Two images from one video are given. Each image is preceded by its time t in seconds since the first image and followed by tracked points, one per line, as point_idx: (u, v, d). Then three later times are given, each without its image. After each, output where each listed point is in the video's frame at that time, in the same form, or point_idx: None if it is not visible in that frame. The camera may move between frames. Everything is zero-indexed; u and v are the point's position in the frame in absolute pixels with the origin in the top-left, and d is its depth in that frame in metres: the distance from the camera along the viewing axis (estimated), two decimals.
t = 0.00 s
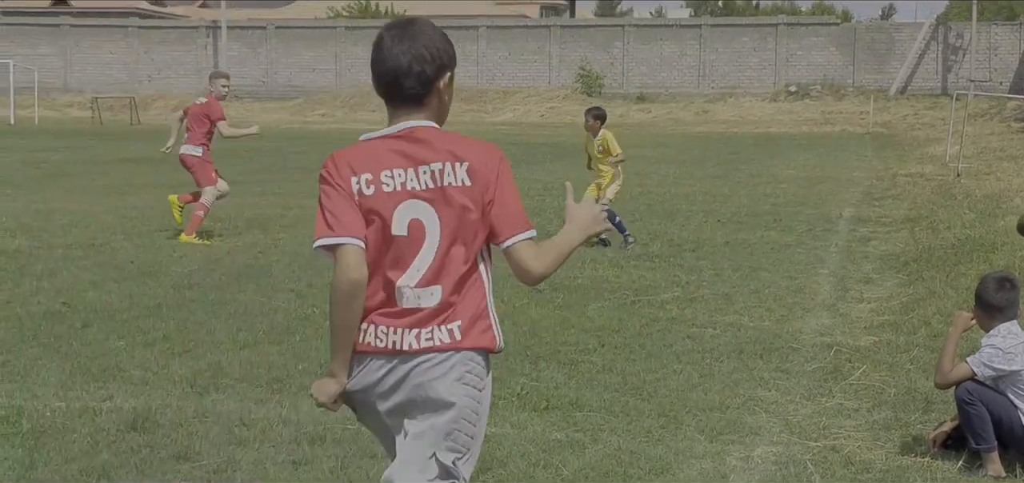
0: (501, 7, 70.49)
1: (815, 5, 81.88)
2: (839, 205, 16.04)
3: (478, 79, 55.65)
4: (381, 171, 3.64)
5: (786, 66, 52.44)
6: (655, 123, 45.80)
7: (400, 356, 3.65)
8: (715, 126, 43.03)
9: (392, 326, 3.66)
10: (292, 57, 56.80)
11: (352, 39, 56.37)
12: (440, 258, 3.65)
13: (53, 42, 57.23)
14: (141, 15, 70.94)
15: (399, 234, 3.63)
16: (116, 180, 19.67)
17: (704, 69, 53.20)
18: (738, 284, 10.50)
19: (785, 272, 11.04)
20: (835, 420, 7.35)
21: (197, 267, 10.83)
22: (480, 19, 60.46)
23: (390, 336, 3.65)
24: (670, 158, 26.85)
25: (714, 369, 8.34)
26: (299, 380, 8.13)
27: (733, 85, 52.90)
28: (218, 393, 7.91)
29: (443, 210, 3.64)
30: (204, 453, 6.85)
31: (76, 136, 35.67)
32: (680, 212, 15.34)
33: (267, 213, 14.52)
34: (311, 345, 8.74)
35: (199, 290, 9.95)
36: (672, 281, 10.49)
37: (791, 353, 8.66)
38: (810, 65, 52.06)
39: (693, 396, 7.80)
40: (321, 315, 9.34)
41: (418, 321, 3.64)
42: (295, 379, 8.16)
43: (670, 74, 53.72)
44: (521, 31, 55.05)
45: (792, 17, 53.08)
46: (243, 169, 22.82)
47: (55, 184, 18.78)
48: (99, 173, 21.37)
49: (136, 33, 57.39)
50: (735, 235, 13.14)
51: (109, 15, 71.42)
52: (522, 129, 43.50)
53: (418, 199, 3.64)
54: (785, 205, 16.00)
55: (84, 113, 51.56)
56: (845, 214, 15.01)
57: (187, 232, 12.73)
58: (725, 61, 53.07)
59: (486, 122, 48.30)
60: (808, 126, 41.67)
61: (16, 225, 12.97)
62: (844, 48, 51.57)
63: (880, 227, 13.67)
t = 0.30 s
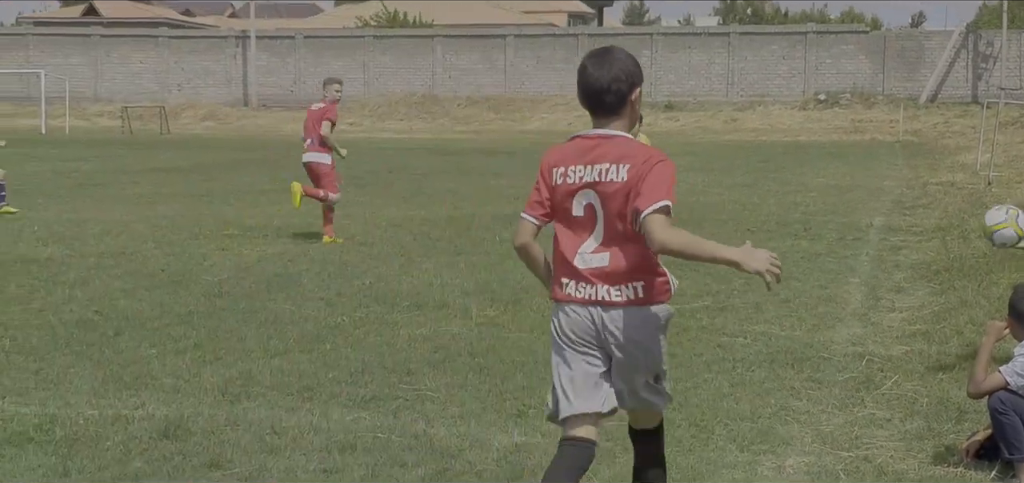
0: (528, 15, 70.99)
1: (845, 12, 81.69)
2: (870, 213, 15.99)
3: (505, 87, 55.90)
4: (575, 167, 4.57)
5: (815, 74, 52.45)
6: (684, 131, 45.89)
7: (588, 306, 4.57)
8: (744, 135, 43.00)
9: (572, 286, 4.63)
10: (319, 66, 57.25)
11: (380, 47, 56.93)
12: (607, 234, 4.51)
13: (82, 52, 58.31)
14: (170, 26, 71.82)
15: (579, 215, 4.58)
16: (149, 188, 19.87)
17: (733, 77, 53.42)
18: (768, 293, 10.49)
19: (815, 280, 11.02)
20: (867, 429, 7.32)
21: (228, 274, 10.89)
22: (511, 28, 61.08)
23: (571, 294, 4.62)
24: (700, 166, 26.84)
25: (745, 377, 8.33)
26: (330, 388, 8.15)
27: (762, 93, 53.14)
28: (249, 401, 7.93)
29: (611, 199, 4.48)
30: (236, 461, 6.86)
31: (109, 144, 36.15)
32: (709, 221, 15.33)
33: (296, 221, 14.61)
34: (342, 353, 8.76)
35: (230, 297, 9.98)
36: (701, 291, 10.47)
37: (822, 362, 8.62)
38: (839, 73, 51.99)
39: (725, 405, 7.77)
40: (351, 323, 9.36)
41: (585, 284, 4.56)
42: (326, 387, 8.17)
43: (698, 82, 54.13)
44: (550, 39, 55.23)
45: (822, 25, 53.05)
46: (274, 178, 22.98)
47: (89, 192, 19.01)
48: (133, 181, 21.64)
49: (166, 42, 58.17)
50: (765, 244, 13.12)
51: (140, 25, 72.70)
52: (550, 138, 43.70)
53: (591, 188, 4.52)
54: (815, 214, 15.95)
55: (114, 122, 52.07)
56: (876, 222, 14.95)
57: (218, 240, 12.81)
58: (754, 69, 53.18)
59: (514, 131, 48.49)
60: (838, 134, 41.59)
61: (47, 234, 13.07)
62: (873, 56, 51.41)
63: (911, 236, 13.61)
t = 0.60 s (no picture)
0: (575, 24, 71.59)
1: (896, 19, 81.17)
2: (921, 223, 15.83)
3: (551, 95, 56.37)
4: (724, 175, 5.10)
5: (864, 82, 52.37)
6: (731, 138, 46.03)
7: (742, 295, 5.04)
8: (795, 143, 42.82)
9: (724, 276, 5.09)
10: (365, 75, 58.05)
11: (426, 57, 57.77)
12: (759, 229, 5.06)
13: (132, 63, 59.12)
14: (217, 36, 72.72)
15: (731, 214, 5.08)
16: (200, 197, 20.11)
17: (782, 84, 53.13)
18: (818, 303, 10.41)
19: (865, 290, 10.94)
20: (919, 441, 7.23)
21: (276, 284, 10.95)
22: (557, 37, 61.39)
23: (722, 284, 5.09)
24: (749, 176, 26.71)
25: (794, 387, 8.26)
26: (378, 396, 8.16)
27: (810, 101, 53.07)
28: (299, 409, 7.95)
29: (765, 201, 5.05)
30: (287, 468, 6.87)
31: (163, 153, 36.74)
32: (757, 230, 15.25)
33: (343, 229, 14.69)
34: (390, 361, 8.77)
35: (279, 306, 10.04)
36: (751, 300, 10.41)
37: (872, 373, 8.54)
38: (888, 80, 51.81)
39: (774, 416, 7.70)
40: (399, 331, 9.38)
41: (743, 274, 5.04)
42: (374, 395, 8.18)
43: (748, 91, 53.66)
44: (595, 48, 55.66)
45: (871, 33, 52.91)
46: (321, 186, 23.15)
47: (142, 202, 19.30)
48: (184, 190, 21.94)
49: (213, 52, 58.95)
50: (815, 253, 13.03)
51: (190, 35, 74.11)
52: (596, 146, 43.97)
53: (745, 191, 5.07)
54: (864, 223, 15.84)
55: (163, 131, 53.02)
56: (927, 232, 14.79)
57: (265, 249, 12.91)
58: (802, 77, 53.19)
59: (559, 139, 48.83)
60: (887, 142, 41.35)
61: (98, 242, 13.23)
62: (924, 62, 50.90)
63: (963, 245, 13.47)
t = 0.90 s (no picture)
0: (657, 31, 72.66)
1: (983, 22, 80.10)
2: (1013, 231, 15.45)
3: (632, 103, 57.29)
4: (882, 158, 5.86)
5: (951, 87, 53.01)
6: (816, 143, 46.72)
7: (885, 259, 5.78)
8: (876, 131, 42.56)
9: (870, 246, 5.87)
10: (446, 83, 59.30)
11: (505, 65, 58.91)
12: (909, 208, 5.82)
13: (216, 73, 61.71)
14: (298, 45, 74.58)
15: (885, 194, 5.84)
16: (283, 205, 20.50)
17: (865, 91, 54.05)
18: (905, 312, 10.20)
19: (954, 300, 10.71)
20: (1013, 453, 7.02)
21: (357, 291, 11.05)
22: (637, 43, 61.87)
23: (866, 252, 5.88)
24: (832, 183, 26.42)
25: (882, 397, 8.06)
26: (459, 404, 8.13)
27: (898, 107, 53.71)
28: (381, 416, 7.94)
29: (915, 183, 5.81)
30: (369, 475, 6.83)
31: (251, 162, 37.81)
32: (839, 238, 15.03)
33: (422, 236, 14.80)
34: (469, 369, 8.75)
35: (360, 313, 10.13)
36: (837, 307, 10.25)
37: (961, 384, 8.33)
38: (975, 86, 52.72)
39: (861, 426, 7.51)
40: (478, 338, 9.39)
41: (887, 243, 5.81)
42: (455, 403, 8.16)
43: (829, 97, 54.72)
44: (676, 55, 56.53)
45: (957, 38, 53.68)
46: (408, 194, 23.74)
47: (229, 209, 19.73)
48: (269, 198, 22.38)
49: (295, 62, 60.78)
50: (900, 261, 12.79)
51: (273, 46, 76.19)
52: (676, 153, 44.38)
53: (900, 176, 5.81)
54: (951, 230, 15.52)
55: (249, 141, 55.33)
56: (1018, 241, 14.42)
57: (346, 256, 13.06)
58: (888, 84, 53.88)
59: (640, 145, 49.38)
60: (972, 149, 40.81)
61: (184, 249, 13.52)
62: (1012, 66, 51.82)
63: None
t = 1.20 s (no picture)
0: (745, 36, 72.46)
1: None
2: None
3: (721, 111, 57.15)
4: None
5: None
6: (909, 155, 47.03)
7: None
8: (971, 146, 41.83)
9: None
10: (532, 92, 60.05)
11: (593, 73, 59.28)
12: None
13: (308, 84, 62.98)
14: (384, 54, 75.93)
15: None
16: (376, 213, 20.78)
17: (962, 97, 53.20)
18: (1006, 324, 9.90)
19: None
20: None
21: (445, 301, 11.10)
22: (726, 50, 61.65)
23: None
24: (931, 191, 25.94)
25: (983, 411, 7.72)
26: (548, 413, 7.99)
27: (994, 114, 52.89)
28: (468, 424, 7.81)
29: None
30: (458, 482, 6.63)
31: (345, 172, 38.70)
32: (934, 249, 14.73)
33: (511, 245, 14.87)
34: (558, 379, 8.69)
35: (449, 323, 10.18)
36: (933, 320, 10.01)
37: None
38: None
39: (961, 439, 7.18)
40: (568, 349, 9.38)
41: None
42: (544, 412, 8.02)
43: (924, 104, 53.86)
44: (767, 61, 56.05)
45: None
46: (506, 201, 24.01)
47: (325, 217, 20.07)
48: (363, 207, 22.71)
49: (385, 72, 61.86)
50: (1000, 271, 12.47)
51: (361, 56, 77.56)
52: (766, 161, 44.34)
53: None
54: None
55: (341, 153, 57.59)
56: None
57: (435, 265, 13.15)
58: (984, 91, 52.90)
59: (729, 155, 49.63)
60: None
61: (276, 258, 13.76)
62: None
63: None
